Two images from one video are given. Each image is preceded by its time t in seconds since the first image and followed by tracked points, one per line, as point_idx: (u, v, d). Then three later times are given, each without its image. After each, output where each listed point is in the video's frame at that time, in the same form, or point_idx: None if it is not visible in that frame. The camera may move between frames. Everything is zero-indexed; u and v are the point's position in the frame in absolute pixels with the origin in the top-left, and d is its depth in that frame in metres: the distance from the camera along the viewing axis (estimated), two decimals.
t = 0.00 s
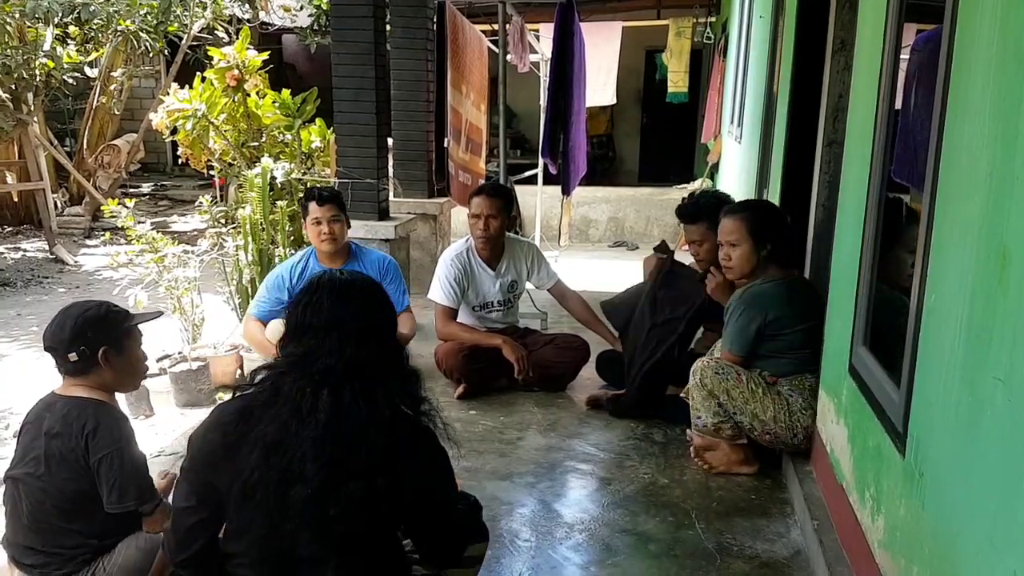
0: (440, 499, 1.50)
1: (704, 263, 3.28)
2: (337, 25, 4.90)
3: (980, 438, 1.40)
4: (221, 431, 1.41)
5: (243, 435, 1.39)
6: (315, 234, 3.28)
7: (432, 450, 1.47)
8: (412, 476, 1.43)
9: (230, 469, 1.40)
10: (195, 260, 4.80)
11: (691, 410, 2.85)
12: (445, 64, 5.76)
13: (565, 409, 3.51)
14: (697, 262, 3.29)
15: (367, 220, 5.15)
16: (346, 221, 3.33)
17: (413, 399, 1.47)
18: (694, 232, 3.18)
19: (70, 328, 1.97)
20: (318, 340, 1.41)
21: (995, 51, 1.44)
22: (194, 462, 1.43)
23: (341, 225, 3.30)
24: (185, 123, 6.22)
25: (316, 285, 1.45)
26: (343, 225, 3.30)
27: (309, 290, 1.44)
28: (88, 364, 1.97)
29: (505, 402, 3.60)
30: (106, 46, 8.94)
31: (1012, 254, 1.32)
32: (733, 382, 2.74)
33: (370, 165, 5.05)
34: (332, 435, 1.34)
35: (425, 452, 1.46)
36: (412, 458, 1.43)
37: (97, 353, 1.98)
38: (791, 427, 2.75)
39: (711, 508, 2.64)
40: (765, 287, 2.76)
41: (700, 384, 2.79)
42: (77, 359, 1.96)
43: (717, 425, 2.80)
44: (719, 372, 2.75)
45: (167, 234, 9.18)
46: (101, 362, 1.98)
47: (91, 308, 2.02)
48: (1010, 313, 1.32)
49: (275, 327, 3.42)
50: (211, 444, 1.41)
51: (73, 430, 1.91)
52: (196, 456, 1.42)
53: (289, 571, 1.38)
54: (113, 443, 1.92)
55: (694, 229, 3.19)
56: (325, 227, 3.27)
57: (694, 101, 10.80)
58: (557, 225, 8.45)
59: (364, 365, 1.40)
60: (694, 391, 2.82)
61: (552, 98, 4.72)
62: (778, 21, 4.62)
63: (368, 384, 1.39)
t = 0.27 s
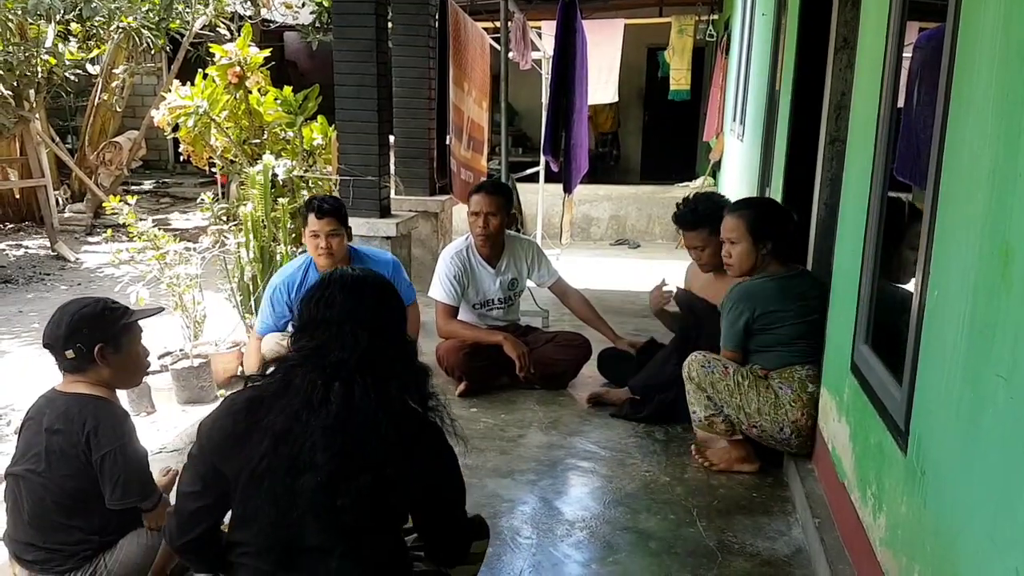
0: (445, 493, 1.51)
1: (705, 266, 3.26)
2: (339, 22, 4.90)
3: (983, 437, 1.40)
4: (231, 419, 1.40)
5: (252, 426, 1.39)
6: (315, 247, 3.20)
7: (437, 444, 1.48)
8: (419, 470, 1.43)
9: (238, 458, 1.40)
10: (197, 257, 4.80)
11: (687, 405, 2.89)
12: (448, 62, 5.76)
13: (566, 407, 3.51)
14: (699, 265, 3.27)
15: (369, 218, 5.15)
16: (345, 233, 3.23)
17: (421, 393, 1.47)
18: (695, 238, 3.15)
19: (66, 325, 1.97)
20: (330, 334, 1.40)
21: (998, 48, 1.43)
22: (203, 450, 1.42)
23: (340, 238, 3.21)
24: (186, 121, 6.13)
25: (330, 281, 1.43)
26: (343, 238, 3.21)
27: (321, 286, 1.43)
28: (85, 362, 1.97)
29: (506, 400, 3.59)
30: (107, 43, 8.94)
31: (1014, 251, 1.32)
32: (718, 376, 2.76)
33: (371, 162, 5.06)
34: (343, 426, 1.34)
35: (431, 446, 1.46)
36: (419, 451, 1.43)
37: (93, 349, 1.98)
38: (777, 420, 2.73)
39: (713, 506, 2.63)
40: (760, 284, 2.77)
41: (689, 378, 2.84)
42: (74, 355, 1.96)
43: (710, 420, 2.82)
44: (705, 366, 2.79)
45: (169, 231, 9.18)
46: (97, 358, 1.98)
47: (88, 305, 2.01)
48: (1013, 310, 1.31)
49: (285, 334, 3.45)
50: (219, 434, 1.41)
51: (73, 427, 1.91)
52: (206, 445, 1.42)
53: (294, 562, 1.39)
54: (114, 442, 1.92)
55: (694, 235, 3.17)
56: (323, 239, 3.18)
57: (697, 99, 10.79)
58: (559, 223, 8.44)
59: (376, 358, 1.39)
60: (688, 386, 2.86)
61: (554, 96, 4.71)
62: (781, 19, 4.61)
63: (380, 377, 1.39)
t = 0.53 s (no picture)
0: (447, 492, 1.51)
1: (711, 268, 3.20)
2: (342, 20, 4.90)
3: (985, 437, 1.40)
4: (237, 413, 1.40)
5: (256, 421, 1.39)
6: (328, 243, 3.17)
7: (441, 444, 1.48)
8: (422, 468, 1.43)
9: (242, 452, 1.40)
10: (199, 255, 4.80)
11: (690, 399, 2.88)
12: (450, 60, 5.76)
13: (567, 405, 3.51)
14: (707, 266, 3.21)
15: (371, 216, 5.15)
16: (361, 229, 3.21)
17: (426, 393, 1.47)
18: (707, 239, 3.08)
19: (63, 323, 1.98)
20: (338, 329, 1.40)
21: (1002, 49, 1.43)
22: (208, 444, 1.43)
23: (355, 238, 3.18)
24: (189, 118, 6.17)
25: (337, 278, 1.43)
26: (359, 237, 3.19)
27: (329, 282, 1.43)
28: (82, 359, 1.97)
29: (507, 398, 3.59)
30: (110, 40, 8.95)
31: (1017, 251, 1.32)
32: (724, 371, 2.75)
33: (374, 161, 5.05)
34: (348, 420, 1.34)
35: (435, 445, 1.46)
36: (424, 449, 1.43)
37: (90, 347, 1.97)
38: (780, 419, 2.72)
39: (714, 505, 2.63)
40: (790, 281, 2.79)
41: (693, 372, 2.83)
42: (71, 353, 1.96)
43: (713, 416, 2.82)
44: (711, 361, 2.78)
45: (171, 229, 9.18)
46: (94, 356, 1.98)
47: (85, 303, 2.01)
48: (1016, 309, 1.31)
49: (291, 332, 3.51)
50: (224, 427, 1.41)
51: (71, 428, 1.90)
52: (210, 438, 1.42)
53: (295, 558, 1.39)
54: (113, 442, 1.92)
55: (706, 238, 3.09)
56: (337, 237, 3.15)
57: (699, 99, 10.79)
58: (561, 222, 8.44)
59: (382, 354, 1.40)
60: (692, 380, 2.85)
61: (557, 96, 4.71)
62: (783, 18, 4.61)
63: (386, 373, 1.39)
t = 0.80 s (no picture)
0: (448, 490, 1.51)
1: (720, 267, 3.19)
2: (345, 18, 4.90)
3: (988, 436, 1.40)
4: (238, 412, 1.40)
5: (258, 420, 1.39)
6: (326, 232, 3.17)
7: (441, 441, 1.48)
8: (423, 466, 1.43)
9: (243, 451, 1.40)
10: (202, 253, 4.80)
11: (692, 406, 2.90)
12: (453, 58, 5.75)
13: (569, 404, 3.51)
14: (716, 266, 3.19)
15: (374, 214, 5.15)
16: (358, 219, 3.19)
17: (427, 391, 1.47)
18: (719, 239, 3.06)
19: (67, 324, 1.98)
20: (338, 327, 1.40)
21: (1005, 48, 1.43)
22: (210, 443, 1.43)
23: (352, 226, 3.17)
24: (192, 116, 6.22)
25: (337, 276, 1.44)
26: (355, 226, 3.18)
27: (329, 281, 1.43)
28: (87, 360, 1.97)
29: (510, 397, 3.60)
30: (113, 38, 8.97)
31: (1020, 249, 1.32)
32: (722, 379, 2.77)
33: (376, 159, 5.05)
34: (350, 418, 1.34)
35: (436, 443, 1.46)
36: (425, 446, 1.43)
37: (94, 347, 1.97)
38: (782, 420, 2.72)
39: (716, 504, 2.63)
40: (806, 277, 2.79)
41: (691, 381, 2.85)
42: (75, 354, 1.96)
43: (715, 422, 2.84)
44: (708, 369, 2.80)
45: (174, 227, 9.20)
46: (99, 357, 1.98)
47: (87, 303, 2.01)
48: (1018, 308, 1.31)
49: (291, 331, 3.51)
50: (226, 426, 1.41)
51: (73, 428, 1.91)
52: (213, 437, 1.42)
53: (298, 556, 1.39)
54: (116, 442, 1.92)
55: (717, 238, 3.07)
56: (334, 226, 3.15)
57: (702, 97, 10.78)
58: (563, 221, 8.45)
59: (384, 352, 1.40)
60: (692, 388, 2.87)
61: (560, 94, 4.70)
62: (786, 16, 4.60)
63: (387, 370, 1.39)
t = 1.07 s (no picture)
0: (450, 486, 1.51)
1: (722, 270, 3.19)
2: (349, 17, 4.90)
3: (990, 437, 1.39)
4: (239, 412, 1.41)
5: (258, 421, 1.39)
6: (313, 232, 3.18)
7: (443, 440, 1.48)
8: (424, 465, 1.44)
9: (244, 452, 1.40)
10: (205, 252, 4.81)
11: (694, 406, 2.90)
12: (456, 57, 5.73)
13: (572, 404, 3.51)
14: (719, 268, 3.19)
15: (378, 214, 5.15)
16: (344, 218, 3.21)
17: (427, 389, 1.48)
18: (721, 243, 3.06)
19: (70, 323, 1.98)
20: (338, 326, 1.40)
21: (1009, 49, 1.43)
22: (211, 444, 1.43)
23: (338, 225, 3.19)
24: (196, 115, 6.18)
25: (337, 275, 1.44)
26: (341, 225, 3.20)
27: (328, 280, 1.44)
28: (90, 358, 1.98)
29: (512, 397, 3.60)
30: (118, 37, 8.99)
31: None
32: (724, 379, 2.78)
33: (380, 158, 5.04)
34: (350, 417, 1.34)
35: (437, 442, 1.47)
36: (426, 445, 1.44)
37: (97, 345, 1.98)
38: (784, 421, 2.72)
39: (718, 505, 2.63)
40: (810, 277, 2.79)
41: (693, 381, 2.85)
42: (78, 353, 1.96)
43: (717, 422, 2.83)
44: (710, 369, 2.80)
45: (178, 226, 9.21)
46: (102, 355, 1.99)
47: (89, 302, 2.01)
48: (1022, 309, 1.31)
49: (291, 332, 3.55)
50: (226, 427, 1.41)
51: (76, 426, 1.91)
52: (213, 437, 1.43)
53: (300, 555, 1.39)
54: (118, 439, 1.93)
55: (720, 242, 3.08)
56: (321, 226, 3.17)
57: (706, 98, 10.77)
58: (567, 221, 8.45)
59: (384, 351, 1.40)
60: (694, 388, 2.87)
61: (563, 93, 4.70)
62: (791, 17, 4.61)
63: (387, 368, 1.39)
